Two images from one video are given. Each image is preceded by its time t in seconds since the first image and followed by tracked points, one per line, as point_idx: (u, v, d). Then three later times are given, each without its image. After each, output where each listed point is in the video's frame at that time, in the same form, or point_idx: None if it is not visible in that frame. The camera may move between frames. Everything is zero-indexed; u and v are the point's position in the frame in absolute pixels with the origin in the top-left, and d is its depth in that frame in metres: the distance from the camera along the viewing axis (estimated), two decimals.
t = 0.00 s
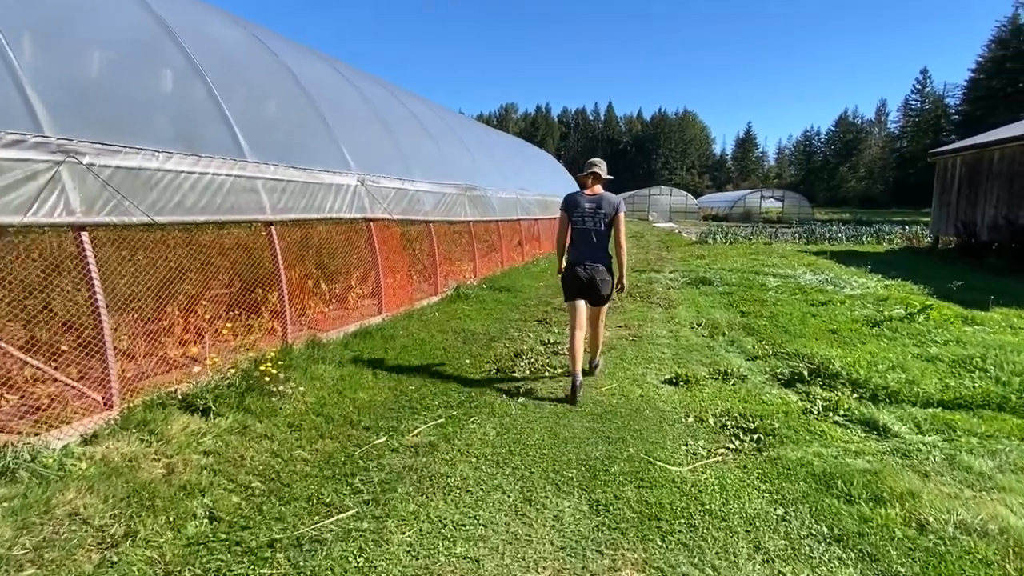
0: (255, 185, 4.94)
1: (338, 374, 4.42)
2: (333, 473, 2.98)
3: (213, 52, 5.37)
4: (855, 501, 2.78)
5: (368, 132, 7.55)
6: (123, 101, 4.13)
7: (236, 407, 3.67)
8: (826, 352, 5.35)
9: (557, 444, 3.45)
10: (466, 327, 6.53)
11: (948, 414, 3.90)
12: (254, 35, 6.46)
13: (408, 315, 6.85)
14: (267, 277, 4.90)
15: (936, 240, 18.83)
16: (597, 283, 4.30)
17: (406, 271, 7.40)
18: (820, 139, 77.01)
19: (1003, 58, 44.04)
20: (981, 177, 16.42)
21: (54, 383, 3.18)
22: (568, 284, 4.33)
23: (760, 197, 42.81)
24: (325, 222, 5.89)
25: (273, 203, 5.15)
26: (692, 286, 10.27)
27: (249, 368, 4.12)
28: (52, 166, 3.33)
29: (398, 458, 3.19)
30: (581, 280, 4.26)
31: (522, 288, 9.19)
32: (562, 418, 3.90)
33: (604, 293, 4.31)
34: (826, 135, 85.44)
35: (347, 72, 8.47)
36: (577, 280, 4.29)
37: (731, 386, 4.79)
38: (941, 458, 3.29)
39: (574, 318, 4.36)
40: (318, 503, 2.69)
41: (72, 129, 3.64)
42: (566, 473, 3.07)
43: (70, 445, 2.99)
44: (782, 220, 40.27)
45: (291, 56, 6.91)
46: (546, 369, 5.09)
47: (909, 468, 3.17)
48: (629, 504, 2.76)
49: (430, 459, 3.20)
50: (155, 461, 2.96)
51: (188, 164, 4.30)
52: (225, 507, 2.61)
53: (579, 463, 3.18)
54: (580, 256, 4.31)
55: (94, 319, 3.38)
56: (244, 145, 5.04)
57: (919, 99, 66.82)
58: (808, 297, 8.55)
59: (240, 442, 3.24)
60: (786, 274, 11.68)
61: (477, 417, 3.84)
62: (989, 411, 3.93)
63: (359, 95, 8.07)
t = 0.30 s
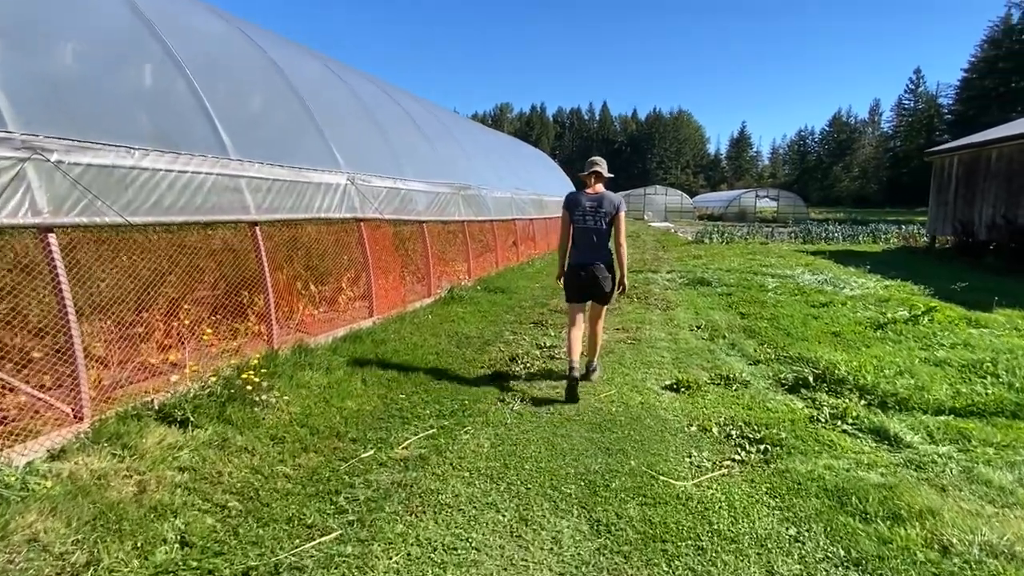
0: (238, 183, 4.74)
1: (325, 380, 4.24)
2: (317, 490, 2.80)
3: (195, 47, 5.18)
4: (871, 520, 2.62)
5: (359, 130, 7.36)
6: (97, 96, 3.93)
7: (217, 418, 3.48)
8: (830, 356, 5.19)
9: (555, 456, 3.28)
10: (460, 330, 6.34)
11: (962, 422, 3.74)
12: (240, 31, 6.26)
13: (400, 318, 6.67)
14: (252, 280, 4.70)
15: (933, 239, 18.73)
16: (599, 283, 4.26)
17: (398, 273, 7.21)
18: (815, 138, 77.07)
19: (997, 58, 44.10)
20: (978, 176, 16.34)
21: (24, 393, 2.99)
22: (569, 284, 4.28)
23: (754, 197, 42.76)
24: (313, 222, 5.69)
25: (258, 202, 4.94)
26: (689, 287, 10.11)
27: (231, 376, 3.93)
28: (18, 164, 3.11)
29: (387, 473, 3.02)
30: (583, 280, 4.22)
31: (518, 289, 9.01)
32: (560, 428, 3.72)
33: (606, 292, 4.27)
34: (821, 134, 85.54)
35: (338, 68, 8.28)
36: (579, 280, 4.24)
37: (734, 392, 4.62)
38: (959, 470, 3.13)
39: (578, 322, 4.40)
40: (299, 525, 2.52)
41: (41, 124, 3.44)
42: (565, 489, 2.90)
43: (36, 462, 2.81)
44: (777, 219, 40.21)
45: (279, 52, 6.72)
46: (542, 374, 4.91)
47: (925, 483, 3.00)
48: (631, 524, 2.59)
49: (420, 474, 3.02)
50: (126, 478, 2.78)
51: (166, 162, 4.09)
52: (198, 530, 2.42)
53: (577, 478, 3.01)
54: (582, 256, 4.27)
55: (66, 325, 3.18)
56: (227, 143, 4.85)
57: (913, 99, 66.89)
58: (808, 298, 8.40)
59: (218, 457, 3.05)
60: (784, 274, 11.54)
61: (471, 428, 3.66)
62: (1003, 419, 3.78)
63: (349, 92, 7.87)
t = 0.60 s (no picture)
0: (219, 182, 4.55)
1: (311, 388, 4.05)
2: (297, 510, 2.61)
3: (176, 41, 4.99)
4: (889, 541, 2.45)
5: (349, 128, 7.18)
6: (69, 90, 3.74)
7: (193, 430, 3.29)
8: (834, 360, 5.04)
9: (551, 469, 3.11)
10: (453, 334, 6.17)
11: (975, 431, 3.59)
12: (225, 25, 6.07)
13: (391, 321, 6.49)
14: (235, 282, 4.51)
15: (929, 239, 18.66)
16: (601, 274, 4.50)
17: (390, 274, 7.03)
18: (809, 139, 77.18)
19: (990, 58, 44.22)
20: (975, 176, 16.26)
21: None
22: (573, 276, 4.53)
23: (749, 197, 42.69)
24: (299, 223, 5.50)
25: (240, 202, 4.75)
26: (686, 288, 9.96)
27: (210, 385, 3.73)
28: None
29: (372, 489, 2.84)
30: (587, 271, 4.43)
31: (512, 291, 8.83)
32: (556, 438, 3.55)
33: (608, 283, 4.50)
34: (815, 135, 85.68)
35: (327, 65, 8.10)
36: (582, 271, 4.49)
37: (736, 398, 4.46)
38: (976, 483, 2.98)
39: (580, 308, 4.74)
40: (276, 549, 2.34)
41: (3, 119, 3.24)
42: (561, 507, 2.72)
43: None
44: (772, 220, 40.15)
45: (266, 48, 6.53)
46: (538, 380, 4.74)
47: (944, 498, 2.84)
48: (634, 546, 2.42)
49: (408, 490, 2.85)
50: (92, 496, 2.58)
51: (140, 160, 3.89)
52: (167, 556, 2.24)
53: (575, 494, 2.85)
54: (584, 248, 4.51)
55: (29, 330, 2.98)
56: (208, 140, 4.66)
57: (907, 99, 67.08)
58: (808, 300, 8.26)
59: (192, 473, 2.87)
60: (782, 275, 11.41)
61: (462, 438, 3.49)
62: (1018, 427, 3.63)
63: (339, 90, 7.69)
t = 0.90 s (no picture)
0: (199, 182, 4.34)
1: (295, 398, 3.85)
2: (274, 537, 2.42)
3: (154, 35, 4.78)
4: (914, 568, 2.28)
5: (338, 127, 6.98)
6: (35, 84, 3.53)
7: (167, 446, 3.08)
8: (840, 367, 4.87)
9: (549, 488, 2.92)
10: (445, 338, 5.97)
11: (992, 443, 3.42)
12: (209, 20, 5.86)
13: (381, 326, 6.28)
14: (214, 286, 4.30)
15: (926, 240, 18.57)
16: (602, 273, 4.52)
17: (380, 277, 6.83)
18: (803, 139, 77.24)
19: (983, 59, 44.32)
20: (972, 176, 16.17)
21: None
22: (574, 275, 4.55)
23: (744, 197, 42.64)
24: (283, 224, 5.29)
25: (221, 203, 4.54)
26: (684, 290, 9.79)
27: (187, 397, 3.52)
28: None
29: (357, 512, 2.64)
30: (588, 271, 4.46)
31: (507, 294, 8.64)
32: (553, 453, 3.36)
33: (609, 282, 4.52)
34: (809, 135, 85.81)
35: (316, 62, 7.89)
36: (582, 271, 4.52)
37: (741, 407, 4.28)
38: (999, 501, 2.81)
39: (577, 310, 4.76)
40: None
41: None
42: (560, 530, 2.53)
43: None
44: (767, 220, 40.09)
45: (251, 43, 6.33)
46: (535, 387, 4.54)
47: (967, 518, 2.67)
48: None
49: (395, 512, 2.66)
50: (51, 522, 2.37)
51: (111, 158, 3.68)
52: None
53: (574, 515, 2.66)
54: (585, 248, 4.54)
55: None
56: (188, 139, 4.46)
57: (900, 100, 67.14)
58: (809, 302, 8.09)
59: (163, 494, 2.66)
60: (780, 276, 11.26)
61: (454, 453, 3.30)
62: None
63: (329, 87, 7.49)
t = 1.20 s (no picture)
0: (171, 182, 4.08)
1: (273, 413, 3.60)
2: None
3: (128, 26, 4.51)
4: None
5: (325, 125, 6.72)
6: None
7: (130, 470, 2.82)
8: (848, 375, 4.65)
9: (546, 515, 2.69)
10: (436, 345, 5.73)
11: (1018, 461, 3.21)
12: (189, 12, 5.60)
13: (370, 332, 6.02)
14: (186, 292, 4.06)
15: (922, 240, 18.44)
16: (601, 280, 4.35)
17: (369, 280, 6.57)
18: (796, 138, 77.33)
19: (974, 59, 44.42)
20: (968, 176, 16.05)
21: None
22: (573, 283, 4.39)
23: (738, 197, 42.54)
24: (262, 226, 5.03)
25: (196, 203, 4.27)
26: (681, 293, 9.57)
27: (156, 414, 3.27)
28: None
29: (334, 546, 2.40)
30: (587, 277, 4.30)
31: (501, 297, 8.40)
32: (550, 472, 3.13)
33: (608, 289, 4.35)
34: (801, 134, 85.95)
35: (303, 57, 7.62)
36: (581, 279, 4.35)
37: (747, 419, 4.05)
38: None
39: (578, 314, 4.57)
40: None
41: None
42: (559, 567, 2.30)
43: None
44: (760, 219, 40.01)
45: (234, 38, 6.06)
46: (531, 398, 4.28)
47: (1002, 549, 2.45)
48: None
49: (378, 545, 2.42)
50: None
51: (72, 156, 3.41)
52: None
53: (574, 548, 2.43)
54: (584, 255, 4.38)
55: None
56: (161, 137, 4.19)
57: (892, 99, 67.31)
58: (810, 305, 7.88)
59: (120, 527, 2.41)
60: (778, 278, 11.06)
61: (443, 474, 3.06)
62: None
63: (316, 84, 7.23)
